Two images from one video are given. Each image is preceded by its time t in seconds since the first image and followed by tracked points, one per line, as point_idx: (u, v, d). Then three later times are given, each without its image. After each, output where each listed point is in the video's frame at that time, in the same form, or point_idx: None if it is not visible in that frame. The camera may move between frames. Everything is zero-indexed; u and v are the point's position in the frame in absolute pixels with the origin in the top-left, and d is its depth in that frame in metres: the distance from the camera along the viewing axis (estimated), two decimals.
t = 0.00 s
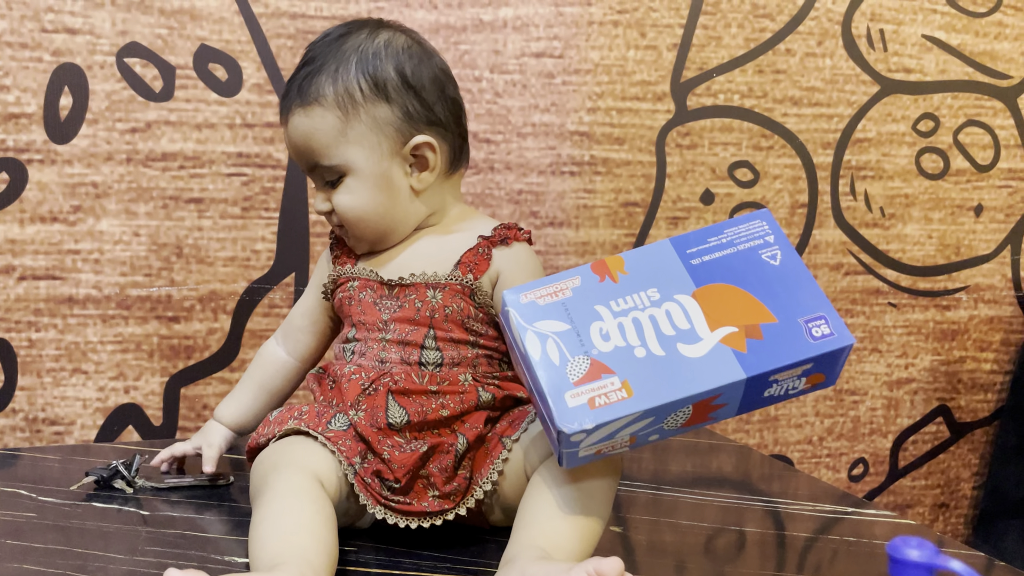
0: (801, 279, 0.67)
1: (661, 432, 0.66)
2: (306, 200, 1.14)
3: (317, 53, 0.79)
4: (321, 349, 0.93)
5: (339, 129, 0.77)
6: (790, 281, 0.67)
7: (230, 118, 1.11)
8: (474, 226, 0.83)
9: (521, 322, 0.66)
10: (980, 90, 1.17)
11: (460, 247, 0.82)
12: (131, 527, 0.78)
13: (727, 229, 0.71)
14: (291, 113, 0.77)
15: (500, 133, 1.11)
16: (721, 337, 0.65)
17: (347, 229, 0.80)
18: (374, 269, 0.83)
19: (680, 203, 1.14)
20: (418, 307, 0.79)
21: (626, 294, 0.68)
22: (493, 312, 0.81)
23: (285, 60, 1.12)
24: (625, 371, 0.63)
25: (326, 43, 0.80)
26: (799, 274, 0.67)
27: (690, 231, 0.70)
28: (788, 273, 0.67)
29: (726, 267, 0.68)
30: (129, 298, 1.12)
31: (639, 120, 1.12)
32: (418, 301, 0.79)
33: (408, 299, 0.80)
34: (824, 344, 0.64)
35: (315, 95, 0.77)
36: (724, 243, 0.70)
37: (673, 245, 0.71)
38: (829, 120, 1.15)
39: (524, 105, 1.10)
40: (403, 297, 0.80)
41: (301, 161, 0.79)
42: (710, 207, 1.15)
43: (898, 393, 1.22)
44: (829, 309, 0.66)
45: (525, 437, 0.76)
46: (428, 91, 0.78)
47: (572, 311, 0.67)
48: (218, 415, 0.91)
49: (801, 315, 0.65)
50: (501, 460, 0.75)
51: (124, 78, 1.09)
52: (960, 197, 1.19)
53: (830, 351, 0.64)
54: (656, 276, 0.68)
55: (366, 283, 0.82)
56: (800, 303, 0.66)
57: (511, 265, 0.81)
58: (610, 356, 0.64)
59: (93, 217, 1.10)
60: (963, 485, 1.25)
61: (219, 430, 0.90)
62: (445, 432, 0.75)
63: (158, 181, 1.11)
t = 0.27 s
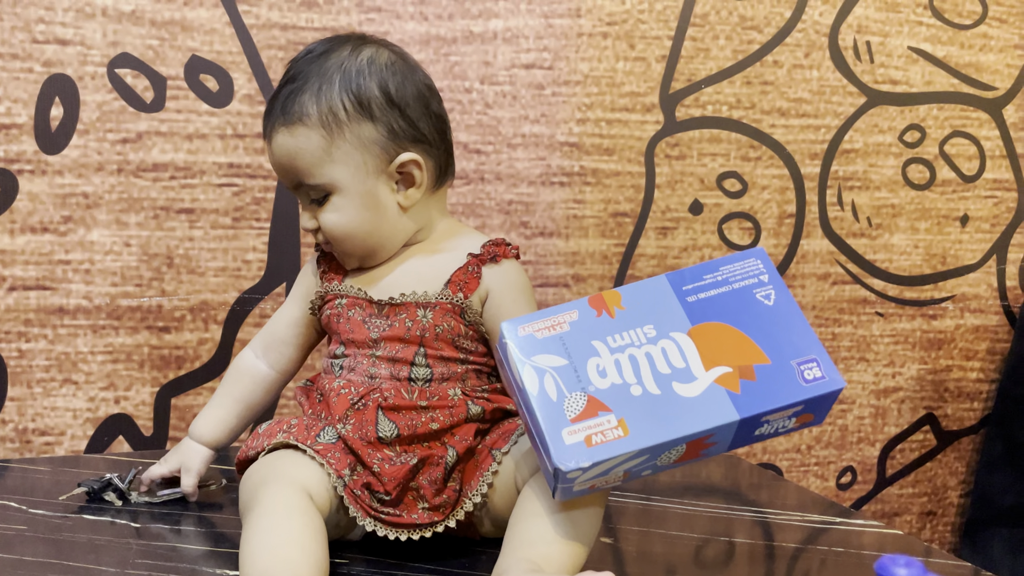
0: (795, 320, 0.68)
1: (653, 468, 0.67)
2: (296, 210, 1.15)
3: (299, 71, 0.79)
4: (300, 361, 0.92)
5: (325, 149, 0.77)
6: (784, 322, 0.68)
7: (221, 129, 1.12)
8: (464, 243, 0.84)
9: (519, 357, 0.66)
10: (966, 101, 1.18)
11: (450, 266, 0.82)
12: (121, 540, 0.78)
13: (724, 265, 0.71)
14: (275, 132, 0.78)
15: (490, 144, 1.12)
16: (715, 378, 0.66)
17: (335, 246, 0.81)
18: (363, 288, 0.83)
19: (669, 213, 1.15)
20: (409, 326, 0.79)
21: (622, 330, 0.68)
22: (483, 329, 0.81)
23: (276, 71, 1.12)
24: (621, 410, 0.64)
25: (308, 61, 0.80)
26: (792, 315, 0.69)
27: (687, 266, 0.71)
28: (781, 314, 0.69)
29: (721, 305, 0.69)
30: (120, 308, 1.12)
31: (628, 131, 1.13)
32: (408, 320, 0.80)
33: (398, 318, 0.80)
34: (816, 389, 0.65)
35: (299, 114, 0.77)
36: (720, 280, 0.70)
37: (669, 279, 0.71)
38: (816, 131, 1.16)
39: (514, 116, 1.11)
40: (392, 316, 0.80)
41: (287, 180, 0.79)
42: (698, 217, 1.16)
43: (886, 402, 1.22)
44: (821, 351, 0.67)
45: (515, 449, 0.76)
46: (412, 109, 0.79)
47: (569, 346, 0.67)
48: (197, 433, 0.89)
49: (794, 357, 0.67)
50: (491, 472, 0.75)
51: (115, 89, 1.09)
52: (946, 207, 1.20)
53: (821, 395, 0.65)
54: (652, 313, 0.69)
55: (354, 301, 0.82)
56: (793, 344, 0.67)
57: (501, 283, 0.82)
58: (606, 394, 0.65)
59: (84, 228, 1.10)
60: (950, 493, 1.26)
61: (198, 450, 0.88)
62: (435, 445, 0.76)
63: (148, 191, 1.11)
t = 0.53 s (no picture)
0: (796, 326, 0.70)
1: (660, 468, 0.68)
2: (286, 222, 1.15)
3: (294, 85, 0.79)
4: (301, 370, 0.94)
5: (321, 166, 0.77)
6: (785, 328, 0.70)
7: (211, 140, 1.12)
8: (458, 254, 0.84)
9: (528, 357, 0.67)
10: (948, 115, 1.20)
11: (444, 275, 0.83)
12: (111, 551, 0.78)
13: (727, 273, 0.73)
14: (271, 148, 0.78)
15: (479, 156, 1.12)
16: (721, 380, 0.67)
17: (331, 261, 0.82)
18: (358, 298, 0.84)
19: (656, 225, 1.16)
20: (401, 335, 0.80)
21: (629, 333, 0.70)
22: (477, 338, 0.82)
23: (266, 83, 1.12)
24: (630, 411, 0.65)
25: (302, 75, 0.80)
26: (793, 322, 0.71)
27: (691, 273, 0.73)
28: (783, 320, 0.70)
29: (725, 311, 0.71)
30: (108, 318, 1.12)
31: (616, 143, 1.14)
32: (401, 329, 0.80)
33: (391, 327, 0.81)
34: (819, 392, 0.67)
35: (294, 131, 0.77)
36: (724, 287, 0.72)
37: (673, 285, 0.73)
38: (801, 144, 1.17)
39: (502, 128, 1.12)
40: (386, 325, 0.81)
41: (283, 195, 0.79)
42: (685, 228, 1.17)
43: (872, 413, 1.23)
44: (822, 356, 0.69)
45: (507, 460, 0.76)
46: (407, 125, 0.79)
47: (577, 347, 0.68)
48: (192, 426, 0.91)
49: (796, 362, 0.68)
50: (483, 484, 0.75)
51: (105, 100, 1.09)
52: (930, 220, 1.21)
53: (824, 398, 0.67)
54: (658, 316, 0.70)
55: (349, 311, 0.83)
56: (795, 349, 0.69)
57: (495, 293, 0.82)
58: (615, 395, 0.66)
59: (74, 238, 1.10)
60: (935, 503, 1.27)
61: (191, 442, 0.90)
62: (427, 455, 0.76)
63: (138, 203, 1.11)
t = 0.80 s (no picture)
0: (761, 267, 0.70)
1: (645, 410, 0.64)
2: (263, 224, 1.14)
3: (282, 77, 0.78)
4: (241, 333, 0.90)
5: (306, 158, 0.76)
6: (751, 270, 0.70)
7: (186, 141, 1.11)
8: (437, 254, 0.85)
9: (500, 312, 0.67)
10: (924, 120, 1.21)
11: (423, 275, 0.83)
12: (81, 559, 0.77)
13: (687, 232, 0.75)
14: (255, 137, 0.76)
15: (457, 159, 1.12)
16: (694, 314, 0.66)
17: (310, 257, 0.80)
18: (335, 294, 0.83)
19: (635, 229, 1.16)
20: (379, 333, 0.79)
21: (597, 286, 0.70)
22: (455, 339, 0.81)
23: (243, 84, 1.11)
24: (607, 343, 0.64)
25: (290, 68, 0.79)
26: (757, 263, 0.71)
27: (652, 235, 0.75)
28: (746, 261, 0.71)
29: (689, 261, 0.72)
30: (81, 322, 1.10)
31: (595, 147, 1.14)
32: (379, 327, 0.79)
33: (369, 324, 0.80)
34: (794, 312, 0.65)
35: (281, 122, 0.76)
36: (685, 244, 0.74)
37: (637, 248, 0.75)
38: (780, 148, 1.17)
39: (481, 131, 1.11)
40: (363, 323, 0.80)
41: (264, 187, 0.78)
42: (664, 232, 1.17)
43: (850, 417, 1.24)
44: (790, 285, 0.69)
45: (485, 463, 0.76)
46: (395, 124, 0.79)
47: (547, 301, 0.68)
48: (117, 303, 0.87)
49: (767, 292, 0.68)
50: (460, 487, 0.74)
51: (77, 100, 1.08)
52: (906, 224, 1.22)
53: (799, 317, 0.65)
54: (624, 271, 0.71)
55: (326, 306, 0.82)
56: (764, 283, 0.69)
57: (473, 294, 0.82)
58: (590, 333, 0.65)
59: (46, 241, 1.08)
60: (913, 507, 1.28)
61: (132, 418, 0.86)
62: (404, 459, 0.75)
63: (112, 205, 1.10)
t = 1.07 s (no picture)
0: (775, 303, 0.69)
1: (638, 440, 0.65)
2: (264, 224, 1.14)
3: (289, 74, 0.78)
4: (279, 369, 0.92)
5: (311, 154, 0.76)
6: (765, 303, 0.69)
7: (187, 140, 1.10)
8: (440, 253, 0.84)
9: (505, 326, 0.67)
10: (927, 120, 1.20)
11: (426, 276, 0.82)
12: (82, 558, 0.77)
13: (705, 255, 0.73)
14: (260, 133, 0.76)
15: (459, 158, 1.11)
16: (700, 348, 0.65)
17: (313, 254, 0.80)
18: (339, 295, 0.82)
19: (637, 229, 1.16)
20: (383, 335, 0.79)
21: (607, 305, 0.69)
22: (459, 340, 0.81)
23: (244, 83, 1.11)
24: (607, 373, 0.64)
25: (297, 64, 0.79)
26: (772, 298, 0.70)
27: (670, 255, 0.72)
28: (762, 297, 0.69)
29: (703, 288, 0.70)
30: (82, 322, 1.10)
31: (597, 146, 1.13)
32: (382, 329, 0.79)
33: (372, 327, 0.79)
34: (800, 359, 0.65)
35: (286, 118, 0.76)
36: (701, 267, 0.72)
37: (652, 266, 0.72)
38: (782, 148, 1.17)
39: (483, 130, 1.11)
40: (367, 325, 0.79)
41: (268, 183, 0.78)
42: (666, 232, 1.16)
43: (853, 417, 1.23)
44: (802, 329, 0.68)
45: (488, 461, 0.75)
46: (400, 122, 0.79)
47: (554, 317, 0.68)
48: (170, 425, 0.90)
49: (777, 332, 0.67)
50: (463, 485, 0.74)
51: (78, 99, 1.08)
52: (910, 225, 1.21)
53: (805, 366, 0.65)
54: (635, 291, 0.70)
55: (330, 309, 0.81)
56: (775, 321, 0.68)
57: (476, 295, 0.81)
58: (592, 358, 0.65)
59: (46, 240, 1.08)
60: (916, 508, 1.27)
61: (167, 439, 0.90)
62: (408, 458, 0.75)
63: (113, 204, 1.09)
